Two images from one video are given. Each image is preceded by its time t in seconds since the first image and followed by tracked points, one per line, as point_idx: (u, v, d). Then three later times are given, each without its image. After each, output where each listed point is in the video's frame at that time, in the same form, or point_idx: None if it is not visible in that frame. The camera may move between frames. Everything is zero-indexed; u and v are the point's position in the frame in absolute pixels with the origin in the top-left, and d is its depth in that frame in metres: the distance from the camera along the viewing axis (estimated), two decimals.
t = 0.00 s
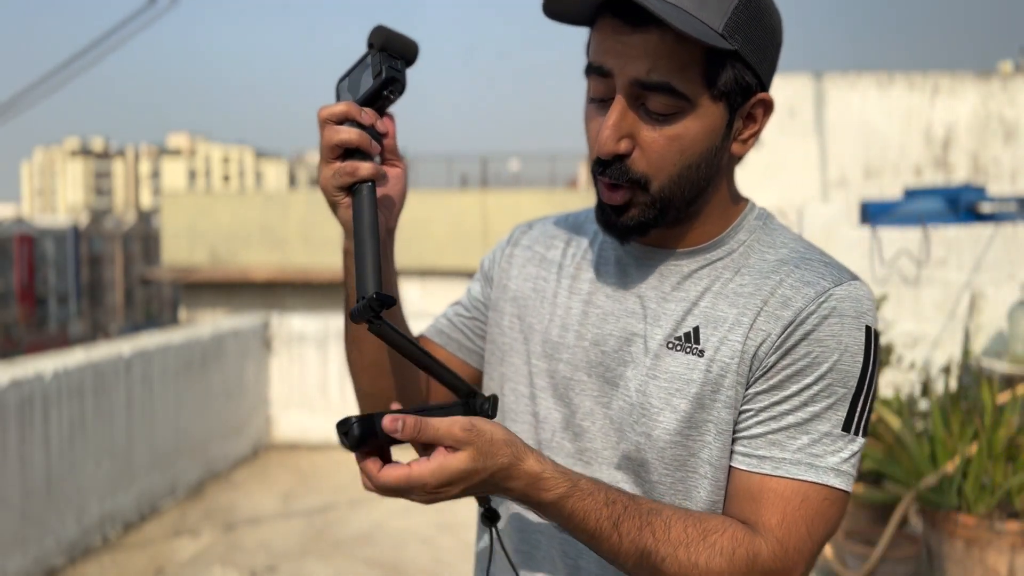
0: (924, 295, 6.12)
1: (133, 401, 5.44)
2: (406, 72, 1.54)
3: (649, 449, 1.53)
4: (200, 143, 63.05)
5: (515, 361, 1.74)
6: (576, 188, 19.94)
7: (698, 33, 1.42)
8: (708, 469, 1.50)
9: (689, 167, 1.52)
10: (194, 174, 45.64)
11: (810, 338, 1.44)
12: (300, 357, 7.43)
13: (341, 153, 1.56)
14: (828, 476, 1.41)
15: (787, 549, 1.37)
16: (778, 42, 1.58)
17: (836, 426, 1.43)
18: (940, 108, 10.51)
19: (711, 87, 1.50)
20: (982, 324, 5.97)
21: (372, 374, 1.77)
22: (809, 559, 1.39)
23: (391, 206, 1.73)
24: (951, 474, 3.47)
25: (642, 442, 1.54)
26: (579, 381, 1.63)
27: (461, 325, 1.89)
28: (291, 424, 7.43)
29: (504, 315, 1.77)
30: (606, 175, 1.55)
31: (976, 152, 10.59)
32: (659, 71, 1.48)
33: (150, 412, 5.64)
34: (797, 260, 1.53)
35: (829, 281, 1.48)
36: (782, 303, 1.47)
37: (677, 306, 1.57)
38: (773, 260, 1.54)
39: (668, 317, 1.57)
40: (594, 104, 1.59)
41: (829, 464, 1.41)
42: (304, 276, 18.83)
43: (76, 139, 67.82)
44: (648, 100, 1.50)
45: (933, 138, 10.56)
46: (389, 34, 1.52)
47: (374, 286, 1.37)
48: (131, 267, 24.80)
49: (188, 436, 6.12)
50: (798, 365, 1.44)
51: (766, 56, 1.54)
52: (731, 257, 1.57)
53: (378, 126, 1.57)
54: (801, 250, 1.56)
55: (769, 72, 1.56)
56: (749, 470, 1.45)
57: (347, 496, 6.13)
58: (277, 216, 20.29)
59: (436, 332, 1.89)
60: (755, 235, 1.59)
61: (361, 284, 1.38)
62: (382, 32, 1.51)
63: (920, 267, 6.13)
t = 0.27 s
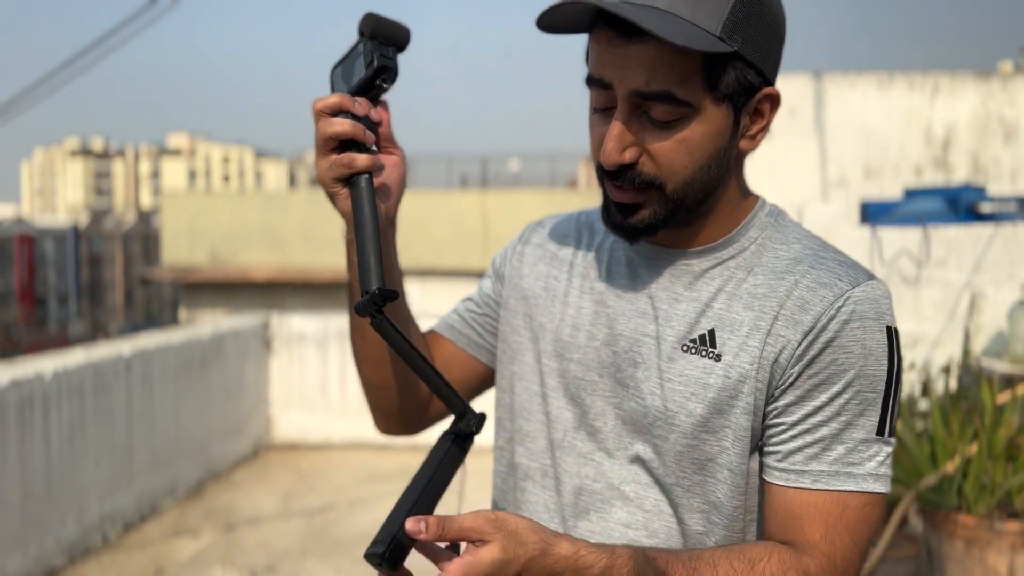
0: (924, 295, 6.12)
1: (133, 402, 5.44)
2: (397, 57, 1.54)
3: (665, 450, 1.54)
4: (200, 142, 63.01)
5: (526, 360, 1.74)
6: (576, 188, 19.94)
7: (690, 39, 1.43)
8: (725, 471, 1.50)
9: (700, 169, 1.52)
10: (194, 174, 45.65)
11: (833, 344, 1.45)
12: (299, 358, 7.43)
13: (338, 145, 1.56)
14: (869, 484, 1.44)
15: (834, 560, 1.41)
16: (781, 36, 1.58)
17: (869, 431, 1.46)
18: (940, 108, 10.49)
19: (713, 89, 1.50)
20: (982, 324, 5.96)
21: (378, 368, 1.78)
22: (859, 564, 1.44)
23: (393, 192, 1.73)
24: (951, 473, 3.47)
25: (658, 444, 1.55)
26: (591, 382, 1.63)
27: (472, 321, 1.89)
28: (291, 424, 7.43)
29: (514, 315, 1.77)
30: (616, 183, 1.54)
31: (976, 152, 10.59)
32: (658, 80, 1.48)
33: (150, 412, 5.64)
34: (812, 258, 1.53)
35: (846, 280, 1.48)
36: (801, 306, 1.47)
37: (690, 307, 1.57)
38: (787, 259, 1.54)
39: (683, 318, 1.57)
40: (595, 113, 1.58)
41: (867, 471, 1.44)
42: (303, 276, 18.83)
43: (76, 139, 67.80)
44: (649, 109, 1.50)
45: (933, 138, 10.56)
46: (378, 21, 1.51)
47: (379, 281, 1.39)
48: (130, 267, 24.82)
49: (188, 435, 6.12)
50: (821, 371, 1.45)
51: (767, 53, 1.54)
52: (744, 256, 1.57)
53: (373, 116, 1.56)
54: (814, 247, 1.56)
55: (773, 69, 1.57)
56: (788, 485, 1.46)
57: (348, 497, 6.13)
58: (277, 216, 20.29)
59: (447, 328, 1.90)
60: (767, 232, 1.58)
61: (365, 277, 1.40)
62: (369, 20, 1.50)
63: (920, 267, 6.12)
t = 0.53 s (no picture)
0: (924, 295, 6.12)
1: (134, 401, 5.44)
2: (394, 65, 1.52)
3: (669, 453, 1.54)
4: (201, 142, 63.03)
5: (529, 360, 1.74)
6: (576, 188, 19.96)
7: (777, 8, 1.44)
8: (727, 475, 1.49)
9: (768, 142, 1.52)
10: (194, 174, 45.68)
11: (833, 345, 1.41)
12: (300, 358, 7.43)
13: (335, 159, 1.54)
14: (869, 486, 1.37)
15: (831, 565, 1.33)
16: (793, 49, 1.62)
17: (870, 433, 1.39)
18: (940, 108, 10.50)
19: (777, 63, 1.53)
20: (982, 324, 5.96)
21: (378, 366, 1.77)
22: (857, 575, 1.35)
23: (395, 201, 1.70)
24: (951, 474, 3.47)
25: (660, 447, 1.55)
26: (593, 384, 1.63)
27: (472, 322, 1.89)
28: (291, 424, 7.43)
29: (515, 316, 1.77)
30: (696, 157, 1.48)
31: (976, 152, 10.58)
32: (743, 46, 1.49)
33: (150, 412, 5.64)
34: (815, 262, 1.51)
35: (849, 283, 1.45)
36: (801, 310, 1.45)
37: (693, 310, 1.57)
38: (788, 263, 1.52)
39: (687, 322, 1.56)
40: (650, 95, 1.53)
41: (868, 473, 1.37)
42: (303, 276, 18.83)
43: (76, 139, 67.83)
44: (733, 77, 1.49)
45: (933, 138, 10.56)
46: (373, 28, 1.49)
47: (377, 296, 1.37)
48: (131, 267, 24.85)
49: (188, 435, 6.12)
50: (822, 374, 1.42)
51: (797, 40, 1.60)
52: (747, 260, 1.56)
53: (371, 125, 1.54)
54: (819, 251, 1.54)
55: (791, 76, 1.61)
56: (787, 483, 1.40)
57: (348, 497, 6.13)
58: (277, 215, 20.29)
59: (447, 329, 1.91)
60: (771, 235, 1.56)
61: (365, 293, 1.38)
62: (364, 27, 1.49)
63: (920, 267, 6.13)
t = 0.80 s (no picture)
0: (924, 295, 6.12)
1: (134, 402, 5.44)
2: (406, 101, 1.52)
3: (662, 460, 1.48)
4: (201, 142, 63.29)
5: (527, 364, 1.70)
6: (576, 188, 19.96)
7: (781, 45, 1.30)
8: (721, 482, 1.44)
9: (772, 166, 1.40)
10: (194, 174, 45.72)
11: (828, 360, 1.37)
12: (299, 358, 7.43)
13: (338, 196, 1.56)
14: (855, 497, 1.35)
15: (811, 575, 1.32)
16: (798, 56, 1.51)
17: (860, 446, 1.37)
18: (940, 108, 10.51)
19: (781, 88, 1.39)
20: (982, 324, 5.96)
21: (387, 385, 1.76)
22: None
23: (398, 236, 1.70)
24: (951, 473, 3.47)
25: (653, 453, 1.49)
26: (591, 387, 1.57)
27: (474, 326, 1.87)
28: (291, 424, 7.43)
29: (516, 319, 1.73)
30: (697, 191, 1.38)
31: (976, 152, 10.57)
32: (746, 80, 1.35)
33: (150, 412, 5.64)
34: (816, 273, 1.46)
35: (847, 297, 1.40)
36: (799, 322, 1.40)
37: (693, 316, 1.51)
38: (788, 272, 1.47)
39: (687, 328, 1.50)
40: (649, 123, 1.42)
41: (855, 486, 1.35)
42: (303, 276, 18.83)
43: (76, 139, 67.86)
44: (735, 110, 1.36)
45: (934, 138, 10.54)
46: (386, 62, 1.49)
47: (360, 341, 1.37)
48: (131, 267, 24.88)
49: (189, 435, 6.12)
50: (817, 387, 1.38)
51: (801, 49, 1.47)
52: (748, 267, 1.50)
53: (379, 162, 1.53)
54: (820, 262, 1.49)
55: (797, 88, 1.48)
56: (773, 491, 1.39)
57: (348, 497, 6.13)
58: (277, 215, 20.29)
59: (452, 335, 1.89)
60: (772, 243, 1.51)
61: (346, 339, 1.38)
62: (377, 61, 1.48)
63: (920, 267, 6.12)
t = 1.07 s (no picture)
0: (924, 294, 6.12)
1: (133, 402, 5.44)
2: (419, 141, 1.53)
3: (653, 458, 1.49)
4: (201, 142, 63.31)
5: (521, 368, 1.69)
6: (576, 188, 19.97)
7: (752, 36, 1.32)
8: (712, 479, 1.44)
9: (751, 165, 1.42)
10: (194, 174, 45.73)
11: (815, 357, 1.38)
12: (299, 358, 7.43)
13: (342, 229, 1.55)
14: (846, 491, 1.36)
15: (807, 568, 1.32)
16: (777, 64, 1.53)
17: (850, 440, 1.37)
18: (940, 108, 10.51)
19: (759, 87, 1.41)
20: (983, 324, 5.95)
21: (387, 399, 1.78)
22: None
23: (400, 267, 1.71)
24: (951, 473, 3.46)
25: (644, 451, 1.49)
26: (584, 388, 1.58)
27: (473, 337, 1.83)
28: (291, 424, 7.43)
29: (511, 323, 1.73)
30: (677, 184, 1.39)
31: (975, 152, 10.57)
32: (725, 79, 1.37)
33: (150, 412, 5.64)
34: (802, 271, 1.47)
35: (833, 294, 1.41)
36: (785, 319, 1.41)
37: (683, 317, 1.52)
38: (774, 271, 1.48)
39: (676, 328, 1.51)
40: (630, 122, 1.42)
41: (847, 479, 1.36)
42: (303, 276, 18.83)
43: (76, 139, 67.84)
44: (714, 106, 1.38)
45: (934, 138, 10.54)
46: (401, 102, 1.49)
47: (346, 371, 1.37)
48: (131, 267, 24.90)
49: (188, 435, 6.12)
50: (805, 384, 1.38)
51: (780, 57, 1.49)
52: (736, 267, 1.51)
53: (387, 198, 1.53)
54: (807, 261, 1.49)
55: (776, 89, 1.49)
56: (765, 488, 1.40)
57: (348, 496, 6.13)
58: (277, 215, 20.29)
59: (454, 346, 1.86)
60: (757, 243, 1.52)
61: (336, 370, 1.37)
62: (393, 100, 1.49)
63: (920, 267, 6.12)
